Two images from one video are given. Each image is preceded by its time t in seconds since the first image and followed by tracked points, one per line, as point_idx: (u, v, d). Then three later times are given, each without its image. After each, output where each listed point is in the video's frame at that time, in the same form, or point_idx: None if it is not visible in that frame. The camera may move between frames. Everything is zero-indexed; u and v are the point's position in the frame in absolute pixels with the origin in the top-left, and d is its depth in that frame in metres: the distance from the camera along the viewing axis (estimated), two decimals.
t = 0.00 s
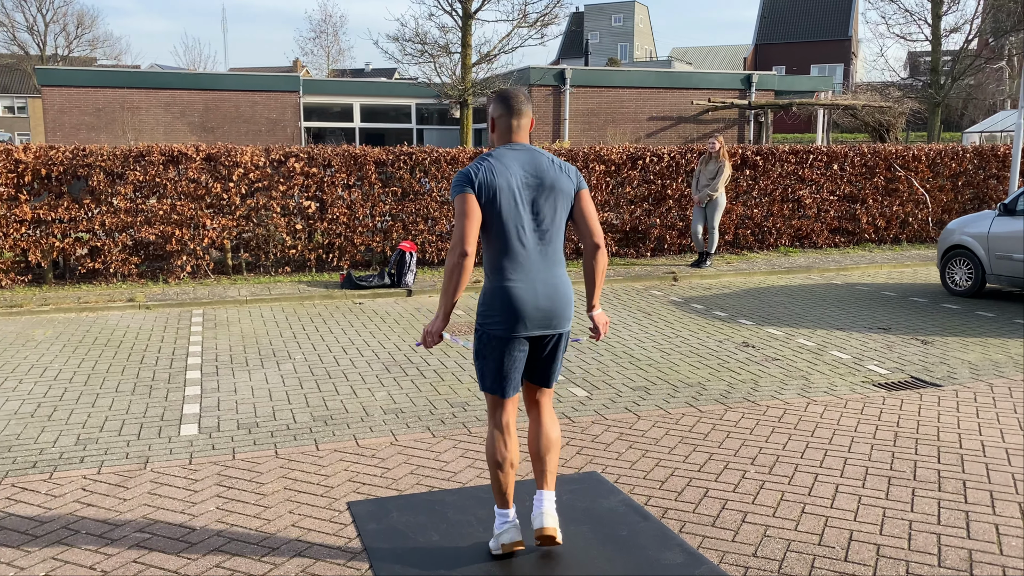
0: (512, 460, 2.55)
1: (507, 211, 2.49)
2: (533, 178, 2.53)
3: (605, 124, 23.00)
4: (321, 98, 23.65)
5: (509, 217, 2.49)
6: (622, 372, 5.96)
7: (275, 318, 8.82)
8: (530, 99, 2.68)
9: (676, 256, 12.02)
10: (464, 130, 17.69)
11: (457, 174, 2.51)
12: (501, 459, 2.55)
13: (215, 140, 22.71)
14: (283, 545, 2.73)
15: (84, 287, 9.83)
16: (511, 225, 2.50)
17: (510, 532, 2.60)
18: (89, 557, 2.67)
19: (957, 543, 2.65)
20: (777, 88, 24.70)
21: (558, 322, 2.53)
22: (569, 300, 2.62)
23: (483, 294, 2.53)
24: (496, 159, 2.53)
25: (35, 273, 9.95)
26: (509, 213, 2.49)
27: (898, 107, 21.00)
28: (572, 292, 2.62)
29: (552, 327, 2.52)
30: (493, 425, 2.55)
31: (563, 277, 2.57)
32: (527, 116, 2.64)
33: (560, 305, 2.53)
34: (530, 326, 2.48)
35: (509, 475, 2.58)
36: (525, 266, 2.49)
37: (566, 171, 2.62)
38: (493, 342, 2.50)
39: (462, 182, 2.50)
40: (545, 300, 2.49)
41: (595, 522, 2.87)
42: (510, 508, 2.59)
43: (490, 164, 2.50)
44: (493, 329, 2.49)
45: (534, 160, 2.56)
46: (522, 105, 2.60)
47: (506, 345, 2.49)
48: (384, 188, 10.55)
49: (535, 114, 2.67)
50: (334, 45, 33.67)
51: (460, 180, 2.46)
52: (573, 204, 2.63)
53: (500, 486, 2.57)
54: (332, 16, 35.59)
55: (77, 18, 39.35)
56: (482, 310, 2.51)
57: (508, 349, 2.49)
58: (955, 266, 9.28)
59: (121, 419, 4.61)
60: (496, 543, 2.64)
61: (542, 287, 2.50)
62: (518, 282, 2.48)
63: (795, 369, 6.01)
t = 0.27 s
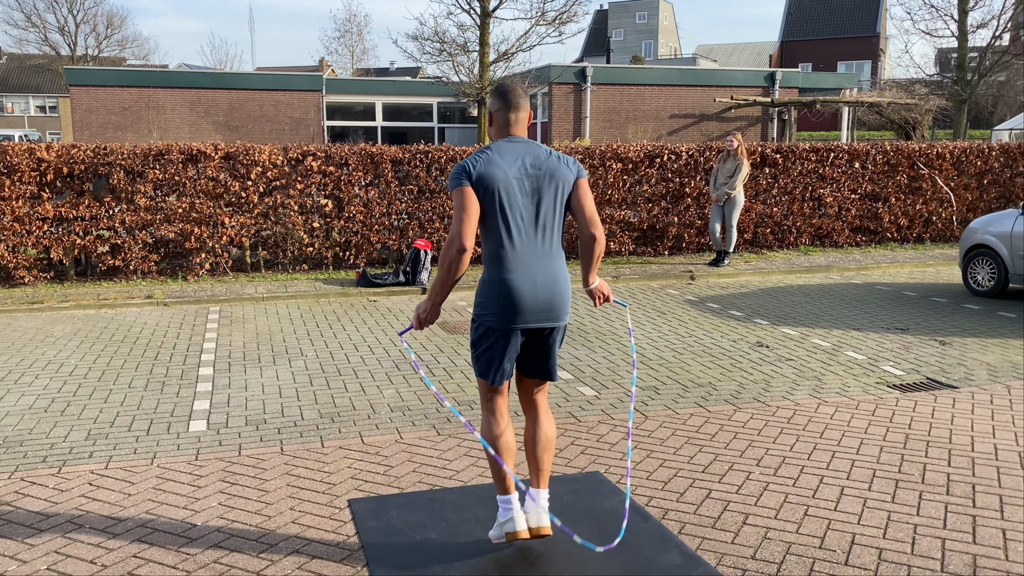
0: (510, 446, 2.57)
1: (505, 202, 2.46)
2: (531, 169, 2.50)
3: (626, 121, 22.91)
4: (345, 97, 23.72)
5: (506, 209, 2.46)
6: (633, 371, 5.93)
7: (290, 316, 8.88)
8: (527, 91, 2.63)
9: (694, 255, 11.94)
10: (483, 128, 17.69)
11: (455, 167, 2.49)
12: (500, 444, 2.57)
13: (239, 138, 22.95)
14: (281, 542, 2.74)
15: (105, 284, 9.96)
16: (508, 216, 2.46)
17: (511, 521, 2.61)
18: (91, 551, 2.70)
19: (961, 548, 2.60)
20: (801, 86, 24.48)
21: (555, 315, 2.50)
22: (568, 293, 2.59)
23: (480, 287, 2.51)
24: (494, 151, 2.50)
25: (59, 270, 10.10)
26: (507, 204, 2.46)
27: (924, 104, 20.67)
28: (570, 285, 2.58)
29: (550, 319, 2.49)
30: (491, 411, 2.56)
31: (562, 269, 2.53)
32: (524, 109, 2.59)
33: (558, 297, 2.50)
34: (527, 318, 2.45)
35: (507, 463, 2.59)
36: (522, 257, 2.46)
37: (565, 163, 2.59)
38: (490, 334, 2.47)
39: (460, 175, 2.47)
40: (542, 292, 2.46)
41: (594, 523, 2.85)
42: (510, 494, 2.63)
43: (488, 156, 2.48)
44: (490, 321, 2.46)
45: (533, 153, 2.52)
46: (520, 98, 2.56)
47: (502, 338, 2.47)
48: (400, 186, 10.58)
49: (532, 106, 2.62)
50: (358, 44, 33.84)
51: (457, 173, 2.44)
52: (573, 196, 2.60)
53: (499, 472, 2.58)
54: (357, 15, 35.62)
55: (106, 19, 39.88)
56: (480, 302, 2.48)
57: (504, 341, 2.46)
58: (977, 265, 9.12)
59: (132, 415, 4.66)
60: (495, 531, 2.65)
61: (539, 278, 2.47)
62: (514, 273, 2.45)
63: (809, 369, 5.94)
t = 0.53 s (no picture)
0: (506, 472, 2.47)
1: (502, 237, 2.41)
2: (531, 203, 2.45)
3: (648, 120, 22.75)
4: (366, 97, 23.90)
5: (505, 245, 2.42)
6: (644, 372, 5.88)
7: (304, 314, 8.92)
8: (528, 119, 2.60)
9: (713, 255, 11.84)
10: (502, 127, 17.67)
11: (455, 198, 2.43)
12: (495, 471, 2.48)
13: (262, 138, 23.18)
14: (278, 541, 2.74)
15: (124, 282, 10.08)
16: (507, 252, 2.43)
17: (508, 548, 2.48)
18: (91, 547, 2.71)
19: (966, 555, 2.54)
20: (827, 84, 24.30)
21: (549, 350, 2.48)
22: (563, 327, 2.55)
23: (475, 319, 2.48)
24: (494, 183, 2.45)
25: (80, 267, 10.24)
26: (504, 240, 2.42)
27: (952, 103, 20.31)
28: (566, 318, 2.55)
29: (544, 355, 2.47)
30: (487, 437, 2.49)
31: (557, 304, 2.50)
32: (525, 138, 2.57)
33: (552, 333, 2.47)
34: (520, 354, 2.43)
35: (504, 490, 2.49)
36: (517, 293, 2.43)
37: (565, 196, 2.54)
38: (483, 368, 2.46)
39: (458, 207, 2.42)
40: (536, 329, 2.43)
41: (592, 526, 2.82)
42: (508, 521, 2.49)
43: (487, 189, 2.43)
44: (483, 356, 2.44)
45: (535, 186, 2.47)
46: (521, 128, 2.53)
47: (496, 372, 2.45)
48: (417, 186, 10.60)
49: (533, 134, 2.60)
50: (382, 44, 33.98)
51: (458, 207, 2.38)
52: (571, 229, 2.56)
53: (495, 499, 2.48)
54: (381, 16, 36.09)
55: (135, 20, 40.40)
56: (474, 335, 2.46)
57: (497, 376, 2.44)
58: (1001, 266, 8.95)
59: (142, 413, 4.70)
60: (493, 560, 2.53)
61: (535, 315, 2.43)
62: (509, 309, 2.42)
63: (823, 371, 5.86)
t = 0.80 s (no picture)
0: (495, 444, 2.56)
1: (496, 208, 2.46)
2: (526, 175, 2.49)
3: (671, 119, 22.59)
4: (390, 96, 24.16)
5: (499, 216, 2.46)
6: (654, 373, 5.85)
7: (319, 313, 8.97)
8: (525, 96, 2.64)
9: (731, 255, 11.76)
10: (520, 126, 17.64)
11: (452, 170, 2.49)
12: (486, 442, 2.57)
13: (286, 137, 23.36)
14: (277, 538, 2.75)
15: (143, 280, 10.19)
16: (501, 223, 2.46)
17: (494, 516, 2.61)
18: (93, 542, 2.74)
19: (969, 561, 2.50)
20: (853, 83, 24.11)
21: (543, 323, 2.49)
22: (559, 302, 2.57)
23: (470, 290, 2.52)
24: (489, 156, 2.50)
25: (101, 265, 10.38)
26: (497, 210, 2.46)
27: (980, 101, 19.99)
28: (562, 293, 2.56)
29: (537, 328, 2.48)
30: (479, 410, 2.57)
31: (552, 278, 2.52)
32: (522, 113, 2.60)
33: (546, 306, 2.49)
34: (512, 325, 2.45)
35: (494, 461, 2.59)
36: (510, 264, 2.46)
37: (561, 170, 2.57)
38: (477, 339, 2.49)
39: (454, 179, 2.48)
40: (529, 300, 2.45)
41: (590, 526, 2.81)
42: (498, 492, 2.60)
43: (483, 160, 2.47)
44: (476, 325, 2.48)
45: (531, 159, 2.51)
46: (516, 102, 2.57)
47: (488, 343, 2.49)
48: (433, 185, 10.62)
49: (529, 110, 2.63)
50: (406, 44, 34.09)
51: (453, 177, 2.44)
52: (569, 204, 2.57)
53: (485, 469, 2.58)
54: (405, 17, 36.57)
55: (163, 20, 40.82)
56: (468, 306, 2.50)
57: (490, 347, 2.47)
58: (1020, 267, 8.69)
59: (153, 409, 4.76)
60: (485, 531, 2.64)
61: (527, 287, 2.46)
62: (502, 280, 2.45)
63: (836, 373, 5.79)
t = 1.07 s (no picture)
0: (491, 445, 2.59)
1: (488, 200, 2.46)
2: (518, 167, 2.49)
3: (693, 118, 22.44)
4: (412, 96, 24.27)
5: (491, 209, 2.47)
6: (665, 373, 5.81)
7: (333, 311, 9.01)
8: (521, 90, 2.64)
9: (750, 255, 11.66)
10: (536, 125, 17.56)
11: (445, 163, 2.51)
12: (482, 443, 2.59)
13: (309, 137, 23.53)
14: (276, 534, 2.76)
15: (162, 277, 10.31)
16: (493, 216, 2.47)
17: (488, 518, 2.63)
18: (94, 536, 2.77)
19: (971, 567, 2.46)
20: (879, 81, 23.83)
21: (537, 315, 2.49)
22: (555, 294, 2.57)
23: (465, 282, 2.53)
24: (482, 148, 2.51)
25: (122, 263, 10.50)
26: (489, 203, 2.46)
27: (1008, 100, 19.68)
28: (557, 285, 2.56)
29: (530, 320, 2.48)
30: (475, 412, 2.58)
31: (545, 270, 2.52)
32: (518, 107, 2.61)
33: (539, 298, 2.49)
34: (506, 317, 2.46)
35: (490, 462, 2.61)
36: (503, 257, 2.47)
37: (555, 161, 2.56)
38: (472, 332, 2.51)
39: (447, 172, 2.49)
40: (522, 293, 2.46)
41: (587, 527, 2.80)
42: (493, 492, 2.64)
43: (476, 153, 2.48)
44: (471, 319, 2.49)
45: (524, 152, 2.51)
46: (512, 96, 2.58)
47: (482, 335, 2.50)
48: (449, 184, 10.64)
49: (526, 103, 2.63)
50: (429, 43, 34.20)
51: (445, 170, 2.46)
52: (563, 196, 2.57)
53: (482, 471, 2.61)
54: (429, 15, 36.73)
55: (190, 21, 41.28)
56: (463, 299, 2.51)
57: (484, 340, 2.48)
58: None
59: (163, 406, 4.81)
60: (481, 530, 2.68)
61: (520, 279, 2.47)
62: (494, 272, 2.46)
63: (850, 375, 5.72)
